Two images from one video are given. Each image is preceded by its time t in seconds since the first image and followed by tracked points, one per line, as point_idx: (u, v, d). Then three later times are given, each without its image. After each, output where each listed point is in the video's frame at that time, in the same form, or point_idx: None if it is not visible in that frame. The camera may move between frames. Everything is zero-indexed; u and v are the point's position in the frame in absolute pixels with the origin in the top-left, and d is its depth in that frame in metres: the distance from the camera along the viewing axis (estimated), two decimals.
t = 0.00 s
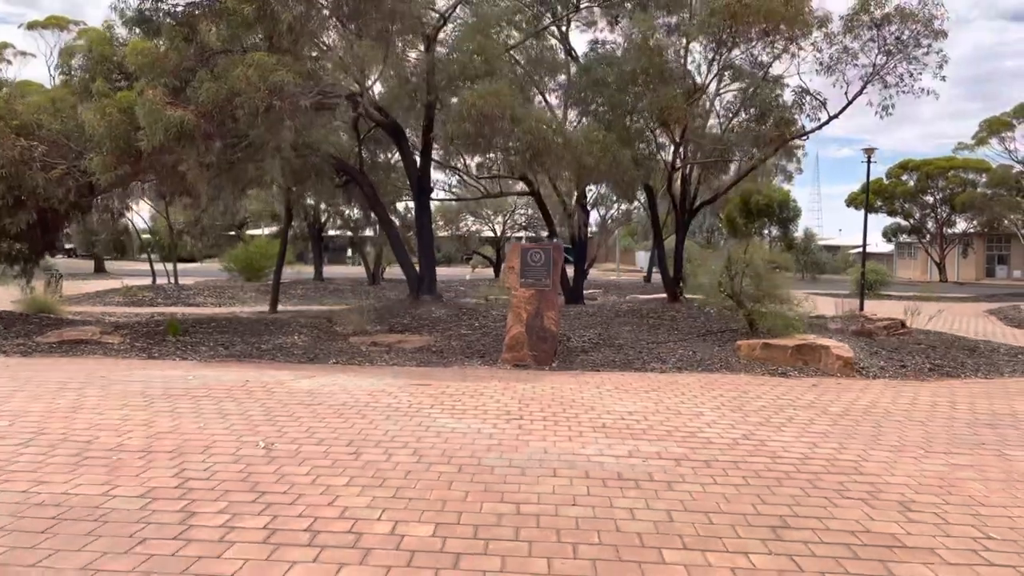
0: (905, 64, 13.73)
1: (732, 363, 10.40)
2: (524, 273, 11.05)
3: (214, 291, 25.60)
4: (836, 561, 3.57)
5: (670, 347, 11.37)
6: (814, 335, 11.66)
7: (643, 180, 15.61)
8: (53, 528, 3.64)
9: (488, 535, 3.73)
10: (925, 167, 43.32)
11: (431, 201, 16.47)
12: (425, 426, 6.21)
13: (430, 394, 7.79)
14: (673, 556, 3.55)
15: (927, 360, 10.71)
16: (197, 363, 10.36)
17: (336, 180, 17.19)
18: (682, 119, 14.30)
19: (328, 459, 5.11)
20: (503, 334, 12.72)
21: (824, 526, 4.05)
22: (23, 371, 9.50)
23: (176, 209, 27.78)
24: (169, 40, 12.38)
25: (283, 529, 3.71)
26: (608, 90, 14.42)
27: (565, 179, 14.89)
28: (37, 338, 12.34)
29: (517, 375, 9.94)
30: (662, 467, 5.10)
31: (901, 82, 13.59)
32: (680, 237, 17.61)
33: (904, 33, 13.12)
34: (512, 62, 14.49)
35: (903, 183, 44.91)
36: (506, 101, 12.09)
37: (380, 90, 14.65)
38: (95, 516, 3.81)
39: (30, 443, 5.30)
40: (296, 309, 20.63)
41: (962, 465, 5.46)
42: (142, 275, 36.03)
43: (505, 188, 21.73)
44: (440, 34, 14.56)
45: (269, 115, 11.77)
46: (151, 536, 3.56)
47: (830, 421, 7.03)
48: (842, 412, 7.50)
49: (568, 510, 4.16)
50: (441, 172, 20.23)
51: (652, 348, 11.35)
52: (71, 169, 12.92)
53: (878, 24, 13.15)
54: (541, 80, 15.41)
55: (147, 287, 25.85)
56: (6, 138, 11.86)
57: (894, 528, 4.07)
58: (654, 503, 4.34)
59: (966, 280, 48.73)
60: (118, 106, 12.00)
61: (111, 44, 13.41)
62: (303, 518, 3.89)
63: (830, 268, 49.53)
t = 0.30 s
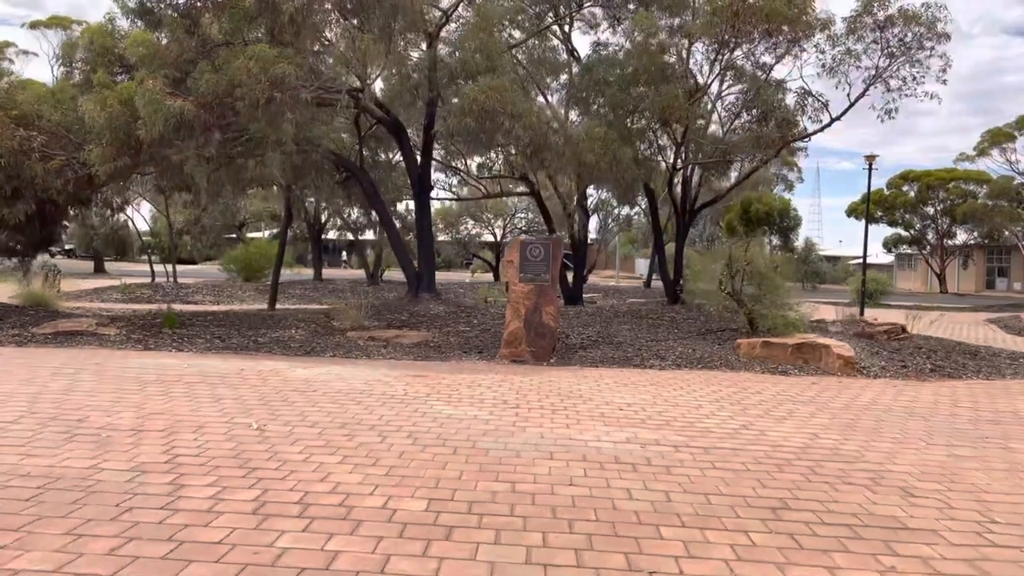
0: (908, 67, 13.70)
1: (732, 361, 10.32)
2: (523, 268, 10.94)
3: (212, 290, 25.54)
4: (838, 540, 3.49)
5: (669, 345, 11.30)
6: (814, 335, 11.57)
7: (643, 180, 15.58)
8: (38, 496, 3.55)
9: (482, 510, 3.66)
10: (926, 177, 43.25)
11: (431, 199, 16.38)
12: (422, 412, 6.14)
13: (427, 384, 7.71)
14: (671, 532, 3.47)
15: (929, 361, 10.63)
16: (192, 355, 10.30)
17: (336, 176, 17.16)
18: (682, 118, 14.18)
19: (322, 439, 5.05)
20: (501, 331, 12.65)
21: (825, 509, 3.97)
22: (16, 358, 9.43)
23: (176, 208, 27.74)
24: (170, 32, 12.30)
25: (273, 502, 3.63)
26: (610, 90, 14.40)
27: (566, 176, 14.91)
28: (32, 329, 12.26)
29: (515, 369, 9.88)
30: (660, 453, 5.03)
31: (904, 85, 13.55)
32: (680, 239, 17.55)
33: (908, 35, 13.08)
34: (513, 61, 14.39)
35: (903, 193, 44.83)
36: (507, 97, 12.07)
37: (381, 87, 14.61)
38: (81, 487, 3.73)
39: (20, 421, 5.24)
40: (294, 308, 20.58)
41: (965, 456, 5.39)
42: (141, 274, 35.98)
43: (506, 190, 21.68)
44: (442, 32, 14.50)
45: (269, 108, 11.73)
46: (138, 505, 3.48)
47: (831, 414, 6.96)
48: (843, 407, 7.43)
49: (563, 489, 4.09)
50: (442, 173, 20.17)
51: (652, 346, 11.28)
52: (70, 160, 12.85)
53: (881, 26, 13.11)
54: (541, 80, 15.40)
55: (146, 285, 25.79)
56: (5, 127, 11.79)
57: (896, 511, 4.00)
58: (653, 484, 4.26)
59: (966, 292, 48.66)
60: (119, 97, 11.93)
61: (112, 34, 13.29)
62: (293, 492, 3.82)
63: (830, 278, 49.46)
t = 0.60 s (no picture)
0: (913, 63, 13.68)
1: (733, 353, 10.30)
2: (524, 258, 10.89)
3: (213, 282, 25.53)
4: (840, 512, 3.46)
5: (670, 337, 11.28)
6: (816, 329, 11.53)
7: (645, 174, 15.56)
8: (34, 459, 3.53)
9: (482, 479, 3.64)
10: (928, 180, 43.20)
11: (432, 193, 16.25)
12: (422, 392, 6.12)
13: (427, 369, 7.69)
14: (672, 502, 3.44)
15: (931, 355, 10.61)
16: (191, 340, 10.27)
17: (337, 168, 17.12)
18: (687, 108, 14.22)
19: (321, 415, 5.03)
20: (502, 322, 12.63)
21: (826, 485, 3.95)
22: (15, 341, 9.40)
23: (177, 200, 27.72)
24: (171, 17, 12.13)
25: (270, 468, 3.61)
26: (612, 82, 14.42)
27: (567, 170, 14.87)
28: (31, 314, 12.24)
29: (515, 358, 9.85)
30: (661, 432, 5.01)
31: (908, 80, 13.53)
32: (681, 235, 17.52)
33: (913, 31, 13.05)
34: (516, 54, 14.33)
35: (905, 196, 44.77)
36: (510, 86, 12.03)
37: (384, 77, 14.59)
38: (77, 452, 3.71)
39: (17, 394, 5.22)
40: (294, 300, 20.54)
41: (968, 441, 5.37)
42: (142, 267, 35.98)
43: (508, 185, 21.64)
44: (445, 23, 14.47)
45: (270, 95, 11.83)
46: (135, 468, 3.45)
47: (832, 402, 6.94)
48: (845, 396, 7.39)
49: (563, 462, 4.07)
50: (444, 167, 20.14)
51: (652, 338, 11.25)
52: (70, 146, 12.85)
53: (887, 20, 13.08)
54: (544, 72, 15.34)
55: (146, 277, 25.78)
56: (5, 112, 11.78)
57: (898, 487, 3.97)
58: (653, 460, 4.24)
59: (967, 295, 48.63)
60: (120, 83, 11.91)
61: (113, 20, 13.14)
62: (291, 460, 3.80)
63: (831, 280, 49.42)
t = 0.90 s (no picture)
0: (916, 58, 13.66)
1: (733, 345, 10.30)
2: (525, 250, 10.88)
3: (214, 274, 25.54)
4: (841, 493, 3.45)
5: (670, 329, 11.27)
6: (817, 323, 11.51)
7: (647, 167, 15.51)
8: (35, 433, 3.54)
9: (482, 458, 3.64)
10: (930, 179, 43.18)
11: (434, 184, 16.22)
12: (423, 378, 6.12)
13: (428, 357, 7.69)
14: (673, 482, 3.44)
15: (931, 349, 10.61)
16: (193, 328, 10.28)
17: (339, 159, 17.09)
18: (691, 101, 14.06)
19: (322, 397, 5.03)
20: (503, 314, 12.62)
21: (827, 467, 3.95)
22: (16, 326, 9.40)
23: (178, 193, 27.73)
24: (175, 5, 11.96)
25: (271, 445, 3.61)
26: (614, 75, 14.48)
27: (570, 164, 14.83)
28: (33, 302, 12.24)
29: (515, 349, 9.86)
30: (661, 418, 5.01)
31: (911, 75, 13.51)
32: (683, 230, 17.48)
33: (916, 25, 13.02)
34: (520, 46, 14.29)
35: (907, 195, 44.75)
36: (513, 76, 11.99)
37: (386, 68, 14.57)
38: (77, 427, 3.72)
39: (18, 374, 5.23)
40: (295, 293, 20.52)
41: (969, 429, 5.37)
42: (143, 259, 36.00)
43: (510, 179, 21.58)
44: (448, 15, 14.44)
45: (272, 84, 11.85)
46: (135, 443, 3.46)
47: (833, 392, 6.94)
48: (846, 387, 7.38)
49: (564, 443, 4.06)
50: (446, 162, 20.10)
51: (654, 330, 11.24)
52: (72, 135, 12.85)
53: (890, 15, 13.05)
54: (547, 65, 15.26)
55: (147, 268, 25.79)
56: (7, 99, 11.79)
57: (899, 471, 3.97)
58: (654, 443, 4.24)
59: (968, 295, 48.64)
60: (122, 71, 11.91)
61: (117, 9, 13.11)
62: (292, 438, 3.80)
63: (831, 279, 49.42)
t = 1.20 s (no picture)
0: (920, 52, 13.62)
1: (734, 338, 10.30)
2: (527, 242, 10.86)
3: (215, 266, 25.56)
4: (842, 484, 3.45)
5: (671, 322, 11.27)
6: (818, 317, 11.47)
7: (650, 161, 15.46)
8: (35, 421, 3.54)
9: (483, 447, 3.63)
10: (932, 175, 43.15)
11: (436, 176, 16.18)
12: (423, 369, 6.13)
13: (428, 348, 7.68)
14: (674, 472, 3.43)
15: (932, 344, 10.60)
16: (194, 319, 10.27)
17: (341, 151, 17.07)
18: (693, 94, 13.99)
19: (322, 386, 5.03)
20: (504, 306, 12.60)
21: (827, 459, 3.94)
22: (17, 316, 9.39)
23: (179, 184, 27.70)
24: None
25: (272, 433, 3.61)
26: (617, 68, 14.61)
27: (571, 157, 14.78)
28: (34, 292, 12.24)
29: (516, 341, 9.86)
30: (661, 409, 5.02)
31: (914, 70, 13.48)
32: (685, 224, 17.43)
33: (920, 19, 12.97)
34: (523, 38, 14.22)
35: (909, 191, 44.73)
36: (516, 68, 11.94)
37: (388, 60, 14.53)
38: (77, 414, 3.72)
39: (19, 361, 5.23)
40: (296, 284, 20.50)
41: (970, 422, 5.36)
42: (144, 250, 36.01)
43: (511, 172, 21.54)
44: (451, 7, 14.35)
45: (274, 75, 11.85)
46: (135, 431, 3.45)
47: (833, 385, 6.94)
48: (846, 381, 7.37)
49: (565, 434, 4.06)
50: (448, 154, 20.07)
51: (654, 323, 11.24)
52: (74, 125, 12.83)
53: (894, 9, 13.00)
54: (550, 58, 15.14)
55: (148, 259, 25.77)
56: (9, 89, 11.78)
57: (900, 463, 3.97)
58: (654, 434, 4.24)
59: (969, 291, 48.66)
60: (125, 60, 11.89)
61: None
62: (292, 426, 3.80)
63: (833, 274, 49.41)
